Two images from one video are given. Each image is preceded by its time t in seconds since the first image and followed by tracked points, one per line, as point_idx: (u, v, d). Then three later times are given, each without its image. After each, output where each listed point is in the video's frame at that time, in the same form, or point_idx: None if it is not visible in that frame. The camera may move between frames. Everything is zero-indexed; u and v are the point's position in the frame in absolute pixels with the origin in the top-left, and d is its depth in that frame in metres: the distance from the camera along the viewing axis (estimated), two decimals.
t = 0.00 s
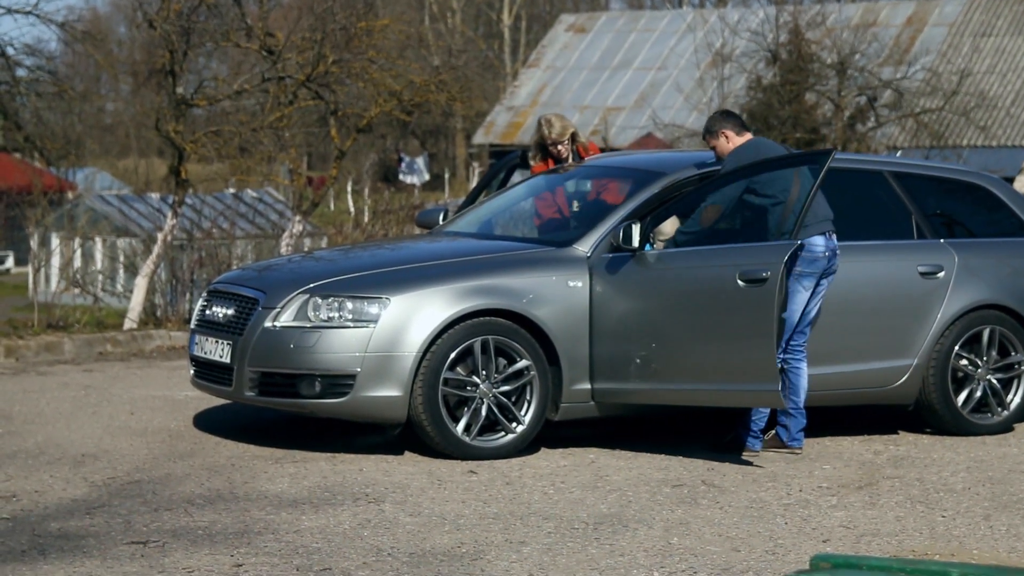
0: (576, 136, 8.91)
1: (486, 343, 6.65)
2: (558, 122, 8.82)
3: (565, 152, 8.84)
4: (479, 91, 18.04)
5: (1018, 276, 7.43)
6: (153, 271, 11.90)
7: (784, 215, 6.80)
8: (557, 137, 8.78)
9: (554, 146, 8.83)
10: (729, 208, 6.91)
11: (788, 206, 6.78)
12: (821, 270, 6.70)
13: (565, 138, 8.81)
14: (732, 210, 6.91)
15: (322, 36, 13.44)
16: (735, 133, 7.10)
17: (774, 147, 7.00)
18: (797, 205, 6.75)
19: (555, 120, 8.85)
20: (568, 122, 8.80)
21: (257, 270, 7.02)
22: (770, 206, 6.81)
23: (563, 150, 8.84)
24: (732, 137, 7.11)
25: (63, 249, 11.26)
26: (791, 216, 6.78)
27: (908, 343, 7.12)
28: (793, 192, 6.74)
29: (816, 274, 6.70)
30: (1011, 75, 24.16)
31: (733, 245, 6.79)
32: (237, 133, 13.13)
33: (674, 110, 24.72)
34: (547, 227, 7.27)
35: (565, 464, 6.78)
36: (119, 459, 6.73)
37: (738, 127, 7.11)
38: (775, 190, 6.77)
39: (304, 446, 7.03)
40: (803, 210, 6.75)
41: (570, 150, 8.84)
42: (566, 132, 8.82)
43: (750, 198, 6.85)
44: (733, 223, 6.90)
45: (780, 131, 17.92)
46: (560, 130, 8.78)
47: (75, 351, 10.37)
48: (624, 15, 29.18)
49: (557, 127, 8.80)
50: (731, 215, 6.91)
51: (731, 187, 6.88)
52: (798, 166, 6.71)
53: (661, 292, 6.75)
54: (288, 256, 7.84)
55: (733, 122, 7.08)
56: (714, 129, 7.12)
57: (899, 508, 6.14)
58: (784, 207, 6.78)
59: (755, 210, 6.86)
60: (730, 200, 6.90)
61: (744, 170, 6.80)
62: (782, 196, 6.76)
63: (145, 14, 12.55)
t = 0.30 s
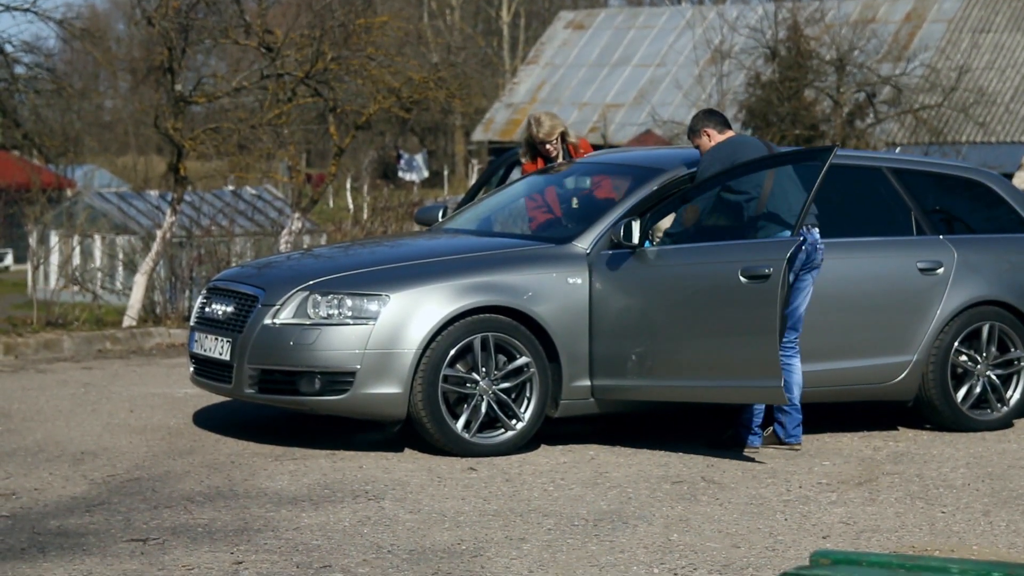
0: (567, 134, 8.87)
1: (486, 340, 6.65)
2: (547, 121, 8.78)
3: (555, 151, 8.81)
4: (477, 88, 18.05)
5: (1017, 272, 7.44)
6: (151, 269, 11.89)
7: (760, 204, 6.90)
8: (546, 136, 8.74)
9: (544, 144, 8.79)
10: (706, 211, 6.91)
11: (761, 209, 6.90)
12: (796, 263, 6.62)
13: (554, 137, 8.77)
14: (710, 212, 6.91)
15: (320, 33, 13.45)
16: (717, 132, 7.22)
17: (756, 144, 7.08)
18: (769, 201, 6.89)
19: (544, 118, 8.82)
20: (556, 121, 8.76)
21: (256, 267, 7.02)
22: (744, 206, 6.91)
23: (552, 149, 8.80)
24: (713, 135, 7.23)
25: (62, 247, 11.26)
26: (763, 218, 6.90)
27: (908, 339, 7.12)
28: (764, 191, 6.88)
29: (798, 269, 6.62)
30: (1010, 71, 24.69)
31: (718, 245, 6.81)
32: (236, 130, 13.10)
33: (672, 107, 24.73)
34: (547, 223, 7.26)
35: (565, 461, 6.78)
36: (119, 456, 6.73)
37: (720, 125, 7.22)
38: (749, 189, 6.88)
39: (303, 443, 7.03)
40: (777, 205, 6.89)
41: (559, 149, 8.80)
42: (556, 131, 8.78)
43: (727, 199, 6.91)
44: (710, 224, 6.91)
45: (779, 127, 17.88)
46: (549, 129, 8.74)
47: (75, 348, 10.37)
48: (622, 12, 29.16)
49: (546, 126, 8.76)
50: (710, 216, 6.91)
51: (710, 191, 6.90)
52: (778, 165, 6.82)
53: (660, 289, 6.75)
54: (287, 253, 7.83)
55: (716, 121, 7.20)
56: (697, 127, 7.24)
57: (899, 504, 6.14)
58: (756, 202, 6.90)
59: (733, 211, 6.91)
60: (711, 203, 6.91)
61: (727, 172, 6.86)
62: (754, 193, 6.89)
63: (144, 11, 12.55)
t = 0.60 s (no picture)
0: (558, 135, 8.88)
1: (481, 342, 6.66)
2: (537, 122, 8.79)
3: (546, 152, 8.81)
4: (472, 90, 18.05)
5: (1012, 272, 7.44)
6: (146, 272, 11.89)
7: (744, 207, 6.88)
8: (536, 138, 8.76)
9: (534, 145, 8.80)
10: (694, 218, 6.91)
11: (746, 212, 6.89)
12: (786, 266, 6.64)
13: (545, 139, 8.78)
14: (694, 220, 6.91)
15: (315, 36, 13.43)
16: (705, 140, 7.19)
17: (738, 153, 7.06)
18: (753, 205, 6.86)
19: (535, 119, 8.83)
20: (547, 122, 8.77)
21: (251, 270, 7.02)
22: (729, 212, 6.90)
23: (543, 150, 8.81)
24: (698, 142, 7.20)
25: (56, 251, 11.28)
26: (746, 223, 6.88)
27: (903, 340, 7.12)
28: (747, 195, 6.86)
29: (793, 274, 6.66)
30: (1005, 71, 24.63)
31: (707, 247, 6.82)
32: (230, 132, 13.08)
33: (668, 107, 24.73)
34: (541, 225, 7.27)
35: (560, 463, 6.78)
36: (114, 460, 6.73)
37: (707, 134, 7.20)
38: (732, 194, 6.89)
39: (298, 446, 7.03)
40: (763, 207, 6.86)
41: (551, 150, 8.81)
42: (547, 132, 8.79)
43: (712, 206, 6.92)
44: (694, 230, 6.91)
45: (774, 129, 17.86)
46: (539, 130, 8.75)
47: (69, 352, 10.37)
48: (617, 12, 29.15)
49: (537, 127, 8.77)
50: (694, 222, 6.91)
51: (694, 198, 6.90)
52: (761, 168, 6.82)
53: (655, 290, 6.75)
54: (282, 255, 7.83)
55: (703, 129, 7.18)
56: (685, 137, 7.20)
57: (894, 505, 6.14)
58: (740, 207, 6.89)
59: (718, 216, 6.91)
60: (697, 209, 6.91)
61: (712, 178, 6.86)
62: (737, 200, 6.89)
63: (138, 14, 12.55)
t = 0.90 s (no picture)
0: (543, 143, 8.88)
1: (465, 349, 6.66)
2: (521, 129, 8.81)
3: (530, 159, 8.82)
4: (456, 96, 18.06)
5: (994, 277, 7.47)
6: (129, 278, 11.85)
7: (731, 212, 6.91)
8: (519, 144, 8.77)
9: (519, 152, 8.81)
10: (680, 226, 6.93)
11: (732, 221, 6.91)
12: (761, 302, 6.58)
13: (528, 145, 8.79)
14: (680, 228, 6.93)
15: (298, 42, 13.38)
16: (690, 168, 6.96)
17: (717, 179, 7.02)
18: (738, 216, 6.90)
19: (519, 127, 8.85)
20: (530, 129, 8.79)
21: (234, 277, 7.00)
22: (715, 221, 6.93)
23: (527, 157, 8.81)
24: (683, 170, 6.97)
25: (39, 258, 11.27)
26: (732, 231, 6.89)
27: (886, 345, 7.14)
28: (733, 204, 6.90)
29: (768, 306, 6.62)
30: (986, 77, 24.31)
31: (692, 253, 6.82)
32: (213, 139, 13.06)
33: (650, 114, 24.78)
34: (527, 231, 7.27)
35: (544, 469, 6.78)
36: (97, 467, 6.70)
37: (693, 163, 6.96)
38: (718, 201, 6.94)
39: (282, 453, 7.01)
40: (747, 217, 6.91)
41: (535, 157, 8.81)
42: (531, 139, 8.80)
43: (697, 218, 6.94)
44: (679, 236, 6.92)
45: (757, 135, 18.04)
46: (524, 137, 8.77)
47: (52, 359, 10.33)
48: (600, 20, 29.20)
49: (521, 134, 8.79)
50: (680, 230, 6.93)
51: (679, 204, 6.93)
52: (745, 174, 6.92)
53: (640, 296, 6.75)
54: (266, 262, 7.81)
55: (690, 156, 6.95)
56: (670, 162, 6.97)
57: (877, 511, 6.16)
58: (725, 213, 6.92)
59: (704, 224, 6.92)
60: (682, 217, 6.94)
61: (697, 182, 6.89)
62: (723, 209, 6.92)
63: (120, 21, 12.51)
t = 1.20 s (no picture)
0: (539, 144, 8.84)
1: (460, 350, 6.66)
2: (518, 129, 8.76)
3: (524, 159, 8.79)
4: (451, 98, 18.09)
5: (989, 278, 7.47)
6: (123, 280, 11.86)
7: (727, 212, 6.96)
8: (514, 144, 8.73)
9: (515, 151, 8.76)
10: (675, 227, 6.94)
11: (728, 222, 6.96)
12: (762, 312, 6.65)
13: (523, 145, 8.75)
14: (675, 229, 6.94)
15: (292, 44, 13.44)
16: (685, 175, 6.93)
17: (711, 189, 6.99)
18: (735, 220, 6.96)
19: (516, 126, 8.80)
20: (527, 130, 8.74)
21: (229, 279, 6.99)
22: (710, 224, 6.95)
23: (523, 157, 8.77)
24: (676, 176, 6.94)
25: (33, 260, 11.28)
26: (730, 233, 6.92)
27: (881, 345, 7.14)
28: (730, 208, 6.95)
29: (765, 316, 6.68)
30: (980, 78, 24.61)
31: (688, 254, 6.82)
32: (207, 142, 13.04)
33: (645, 115, 24.81)
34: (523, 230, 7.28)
35: (539, 470, 6.78)
36: (93, 469, 6.71)
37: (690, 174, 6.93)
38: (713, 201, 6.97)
39: (277, 455, 7.01)
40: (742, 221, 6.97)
41: (529, 157, 8.77)
42: (526, 139, 8.76)
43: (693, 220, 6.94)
44: (675, 237, 6.92)
45: (751, 136, 17.80)
46: (520, 136, 8.71)
47: (46, 361, 10.34)
48: (595, 21, 29.24)
49: (517, 134, 8.75)
50: (676, 231, 6.94)
51: (674, 205, 6.93)
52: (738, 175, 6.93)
53: (635, 298, 6.75)
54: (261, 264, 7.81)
55: (689, 166, 6.92)
56: (668, 172, 6.95)
57: (872, 511, 6.16)
58: (721, 214, 6.95)
59: (700, 225, 6.94)
60: (678, 219, 6.94)
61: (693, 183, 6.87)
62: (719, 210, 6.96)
63: (115, 23, 12.50)
